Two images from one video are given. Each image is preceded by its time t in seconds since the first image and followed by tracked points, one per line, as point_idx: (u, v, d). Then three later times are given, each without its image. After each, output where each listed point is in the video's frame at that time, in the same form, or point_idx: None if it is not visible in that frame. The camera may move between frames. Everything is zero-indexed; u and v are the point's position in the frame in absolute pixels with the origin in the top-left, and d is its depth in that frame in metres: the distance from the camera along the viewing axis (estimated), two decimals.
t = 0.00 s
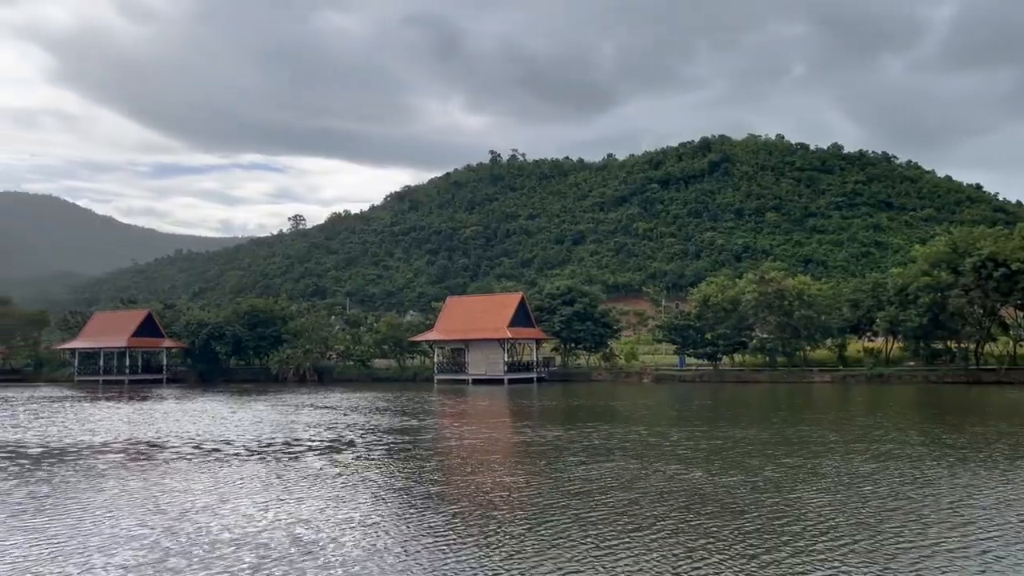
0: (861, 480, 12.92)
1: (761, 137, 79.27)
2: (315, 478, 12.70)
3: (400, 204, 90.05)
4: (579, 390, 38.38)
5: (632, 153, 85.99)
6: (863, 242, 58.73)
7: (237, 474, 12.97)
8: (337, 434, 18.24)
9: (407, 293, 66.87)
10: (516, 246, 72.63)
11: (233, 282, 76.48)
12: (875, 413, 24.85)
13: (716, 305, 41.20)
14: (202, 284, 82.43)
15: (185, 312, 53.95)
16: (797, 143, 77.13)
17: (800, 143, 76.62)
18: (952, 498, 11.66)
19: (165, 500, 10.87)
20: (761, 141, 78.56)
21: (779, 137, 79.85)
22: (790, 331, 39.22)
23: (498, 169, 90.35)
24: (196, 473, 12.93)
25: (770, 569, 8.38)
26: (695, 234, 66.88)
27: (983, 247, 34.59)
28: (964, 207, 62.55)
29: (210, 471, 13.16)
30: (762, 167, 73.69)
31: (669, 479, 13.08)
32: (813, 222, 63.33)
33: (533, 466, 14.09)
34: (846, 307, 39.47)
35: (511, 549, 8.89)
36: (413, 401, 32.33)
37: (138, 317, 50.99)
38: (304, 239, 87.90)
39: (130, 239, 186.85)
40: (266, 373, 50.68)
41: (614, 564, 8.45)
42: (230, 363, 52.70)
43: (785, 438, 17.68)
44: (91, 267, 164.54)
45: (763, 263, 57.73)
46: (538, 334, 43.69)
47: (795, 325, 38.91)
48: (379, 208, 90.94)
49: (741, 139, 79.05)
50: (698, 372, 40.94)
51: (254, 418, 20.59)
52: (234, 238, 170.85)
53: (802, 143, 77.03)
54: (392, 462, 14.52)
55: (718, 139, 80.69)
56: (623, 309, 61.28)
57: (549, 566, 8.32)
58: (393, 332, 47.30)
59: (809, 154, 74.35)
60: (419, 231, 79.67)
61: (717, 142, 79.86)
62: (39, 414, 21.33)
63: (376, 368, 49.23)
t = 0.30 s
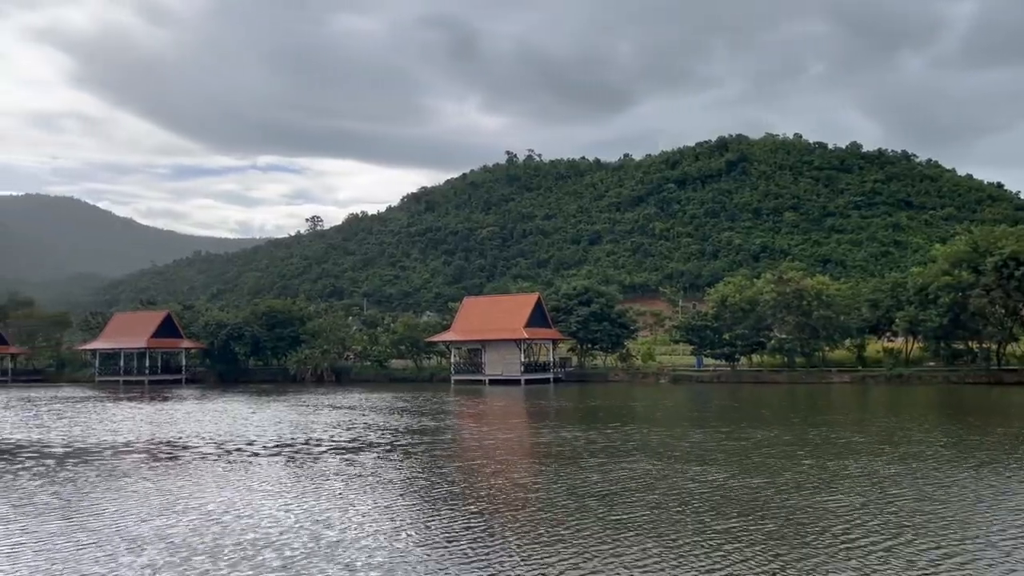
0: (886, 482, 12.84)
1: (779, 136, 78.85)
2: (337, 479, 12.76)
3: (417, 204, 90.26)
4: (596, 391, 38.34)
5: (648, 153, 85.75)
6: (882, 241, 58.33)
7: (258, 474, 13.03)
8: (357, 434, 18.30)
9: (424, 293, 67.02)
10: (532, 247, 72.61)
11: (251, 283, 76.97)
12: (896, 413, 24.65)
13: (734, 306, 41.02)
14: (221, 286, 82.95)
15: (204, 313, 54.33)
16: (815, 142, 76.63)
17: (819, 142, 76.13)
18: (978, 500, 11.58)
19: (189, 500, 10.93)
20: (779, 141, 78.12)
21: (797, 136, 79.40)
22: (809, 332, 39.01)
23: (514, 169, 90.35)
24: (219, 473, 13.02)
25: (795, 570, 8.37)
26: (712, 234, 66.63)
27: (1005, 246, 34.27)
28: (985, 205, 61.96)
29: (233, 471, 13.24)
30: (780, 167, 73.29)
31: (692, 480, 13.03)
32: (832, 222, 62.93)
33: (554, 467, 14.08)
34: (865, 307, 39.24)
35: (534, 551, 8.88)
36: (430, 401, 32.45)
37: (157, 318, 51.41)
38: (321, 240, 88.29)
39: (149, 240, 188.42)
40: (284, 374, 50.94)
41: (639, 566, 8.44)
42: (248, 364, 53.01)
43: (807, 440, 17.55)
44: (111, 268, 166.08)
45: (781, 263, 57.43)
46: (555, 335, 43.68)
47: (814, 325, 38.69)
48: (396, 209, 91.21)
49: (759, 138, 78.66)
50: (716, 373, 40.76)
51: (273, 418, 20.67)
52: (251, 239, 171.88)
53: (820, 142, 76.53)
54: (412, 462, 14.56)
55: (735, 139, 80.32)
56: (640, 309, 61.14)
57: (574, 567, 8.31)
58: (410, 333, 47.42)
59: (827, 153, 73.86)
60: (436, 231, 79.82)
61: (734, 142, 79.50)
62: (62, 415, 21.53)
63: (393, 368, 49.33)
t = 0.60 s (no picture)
0: (913, 483, 12.70)
1: (797, 135, 78.34)
2: (358, 479, 12.77)
3: (434, 205, 90.39)
4: (614, 391, 38.20)
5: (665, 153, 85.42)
6: (903, 240, 57.82)
7: (280, 474, 13.04)
8: (376, 435, 18.31)
9: (441, 293, 67.09)
10: (549, 247, 72.49)
11: (270, 284, 77.33)
12: (918, 414, 24.38)
13: (753, 305, 40.75)
14: (240, 287, 83.43)
15: (223, 314, 54.65)
16: (834, 141, 76.07)
17: (838, 141, 75.58)
18: (1007, 501, 11.43)
19: (212, 500, 10.95)
20: (797, 139, 77.65)
21: (816, 134, 78.85)
22: (828, 332, 38.70)
23: (531, 169, 90.28)
24: (242, 473, 13.08)
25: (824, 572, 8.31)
26: (730, 233, 66.25)
27: None
28: (1008, 203, 61.28)
29: (256, 471, 13.29)
30: (798, 165, 72.80)
31: (714, 481, 12.96)
32: (851, 221, 62.45)
33: (576, 468, 14.04)
34: (885, 306, 38.90)
35: (558, 553, 8.82)
36: (447, 401, 32.51)
37: (177, 319, 51.75)
38: (339, 241, 88.60)
39: (169, 241, 189.88)
40: (303, 374, 51.13)
41: (665, 567, 8.41)
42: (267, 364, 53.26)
43: (830, 441, 17.44)
44: (130, 269, 167.45)
45: (800, 263, 57.01)
46: (572, 335, 43.59)
47: (833, 325, 38.37)
48: (413, 210, 91.38)
49: (777, 137, 78.17)
50: (734, 373, 40.52)
51: (293, 419, 20.75)
52: (270, 240, 172.75)
53: (840, 140, 75.94)
54: (432, 462, 14.53)
55: (753, 138, 79.89)
56: (658, 309, 60.91)
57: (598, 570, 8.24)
58: (427, 333, 47.49)
59: (846, 151, 73.31)
60: (453, 232, 79.90)
61: (752, 141, 79.08)
62: (84, 415, 21.67)
63: (410, 368, 49.38)
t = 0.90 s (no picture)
0: (940, 486, 12.55)
1: (817, 134, 77.83)
2: (381, 480, 12.77)
3: (451, 206, 90.53)
4: (632, 392, 38.10)
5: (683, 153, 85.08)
6: (924, 240, 57.32)
7: (302, 475, 13.06)
8: (396, 435, 18.31)
9: (459, 294, 67.17)
10: (566, 247, 72.39)
11: (289, 285, 77.70)
12: (941, 416, 24.13)
13: (772, 305, 40.48)
14: (259, 287, 83.95)
15: (243, 314, 54.97)
16: (854, 140, 75.50)
17: (857, 140, 75.01)
18: None
19: (237, 500, 10.98)
20: (816, 139, 77.14)
21: (835, 133, 78.29)
22: (848, 332, 38.38)
23: (548, 169, 90.18)
24: (265, 473, 13.12)
25: None
26: (749, 233, 65.91)
27: None
28: None
29: (279, 471, 13.33)
30: (817, 165, 72.30)
31: (737, 484, 12.86)
32: (872, 220, 61.97)
33: (598, 470, 13.98)
34: (906, 306, 38.50)
35: (586, 556, 8.77)
36: (465, 402, 32.57)
37: (197, 320, 52.10)
38: (357, 241, 88.90)
39: (189, 242, 191.31)
40: (321, 374, 51.31)
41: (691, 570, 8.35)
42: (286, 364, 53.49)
43: (853, 442, 17.29)
44: (151, 270, 168.86)
45: (820, 263, 56.61)
46: (590, 336, 43.52)
47: (854, 325, 38.07)
48: (431, 211, 91.55)
49: (796, 136, 77.68)
50: (754, 374, 40.30)
51: (313, 419, 20.80)
52: (289, 242, 173.64)
53: (859, 139, 75.36)
54: (453, 463, 14.52)
55: (772, 137, 79.44)
56: (676, 309, 60.69)
57: (625, 571, 8.24)
58: (445, 334, 47.57)
59: (866, 150, 72.74)
60: (470, 232, 79.97)
61: (771, 140, 78.63)
62: (107, 415, 21.85)
63: (429, 369, 49.45)
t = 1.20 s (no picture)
0: (970, 488, 12.40)
1: (837, 133, 77.23)
2: (404, 481, 12.77)
3: (469, 207, 90.59)
4: (650, 393, 37.96)
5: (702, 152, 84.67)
6: (947, 239, 56.73)
7: (325, 475, 13.08)
8: (417, 436, 18.29)
9: (477, 295, 67.23)
10: (585, 247, 72.21)
11: (308, 286, 78.05)
12: (964, 417, 23.86)
13: (793, 305, 40.17)
14: (279, 288, 84.49)
15: (263, 315, 55.27)
16: (875, 138, 74.82)
17: (879, 138, 74.36)
18: None
19: (263, 501, 11.01)
20: (836, 138, 76.54)
21: (856, 132, 77.66)
22: (869, 332, 38.05)
23: (566, 169, 90.03)
24: (289, 473, 13.15)
25: None
26: (768, 233, 65.54)
27: None
28: None
29: (302, 472, 13.34)
30: (837, 164, 71.75)
31: (764, 485, 12.77)
32: (893, 219, 61.42)
33: (621, 471, 13.90)
34: (928, 306, 38.03)
35: (611, 557, 8.71)
36: (483, 402, 32.63)
37: (217, 321, 52.41)
38: (376, 242, 89.18)
39: (210, 243, 192.79)
40: (340, 375, 51.48)
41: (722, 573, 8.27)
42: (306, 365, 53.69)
43: (879, 444, 17.12)
44: (172, 271, 170.30)
45: (840, 262, 56.15)
46: (608, 336, 43.41)
47: (875, 325, 37.72)
48: (449, 212, 91.66)
49: (816, 135, 77.12)
50: (773, 375, 40.04)
51: (334, 419, 20.86)
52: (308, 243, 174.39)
53: (880, 137, 74.70)
54: (475, 464, 14.47)
55: (792, 136, 78.93)
56: (695, 310, 60.44)
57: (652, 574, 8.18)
58: (464, 334, 47.63)
59: (888, 149, 72.07)
60: (488, 233, 80.02)
61: (790, 139, 78.11)
62: (130, 416, 22.00)
63: (447, 369, 49.50)
